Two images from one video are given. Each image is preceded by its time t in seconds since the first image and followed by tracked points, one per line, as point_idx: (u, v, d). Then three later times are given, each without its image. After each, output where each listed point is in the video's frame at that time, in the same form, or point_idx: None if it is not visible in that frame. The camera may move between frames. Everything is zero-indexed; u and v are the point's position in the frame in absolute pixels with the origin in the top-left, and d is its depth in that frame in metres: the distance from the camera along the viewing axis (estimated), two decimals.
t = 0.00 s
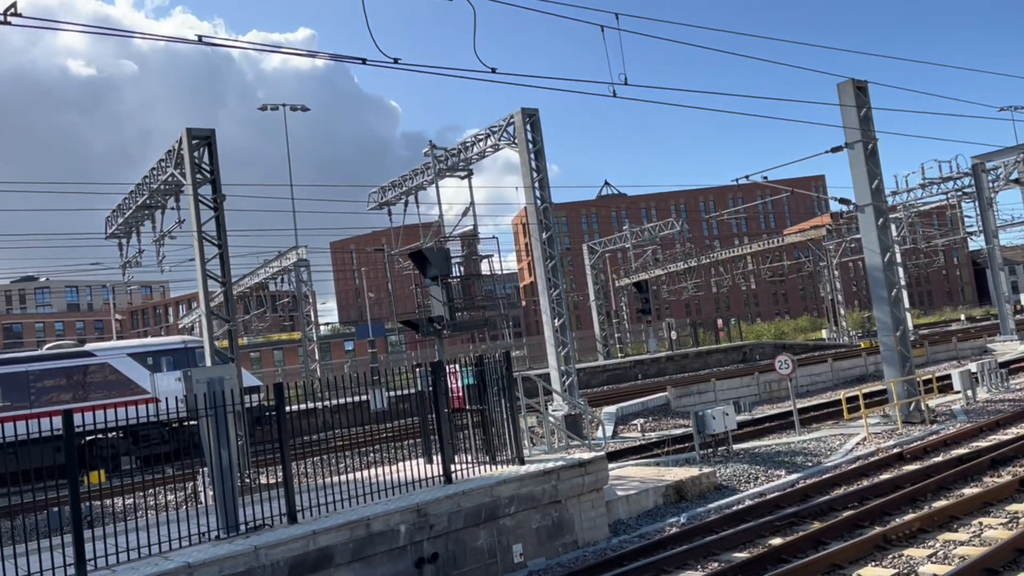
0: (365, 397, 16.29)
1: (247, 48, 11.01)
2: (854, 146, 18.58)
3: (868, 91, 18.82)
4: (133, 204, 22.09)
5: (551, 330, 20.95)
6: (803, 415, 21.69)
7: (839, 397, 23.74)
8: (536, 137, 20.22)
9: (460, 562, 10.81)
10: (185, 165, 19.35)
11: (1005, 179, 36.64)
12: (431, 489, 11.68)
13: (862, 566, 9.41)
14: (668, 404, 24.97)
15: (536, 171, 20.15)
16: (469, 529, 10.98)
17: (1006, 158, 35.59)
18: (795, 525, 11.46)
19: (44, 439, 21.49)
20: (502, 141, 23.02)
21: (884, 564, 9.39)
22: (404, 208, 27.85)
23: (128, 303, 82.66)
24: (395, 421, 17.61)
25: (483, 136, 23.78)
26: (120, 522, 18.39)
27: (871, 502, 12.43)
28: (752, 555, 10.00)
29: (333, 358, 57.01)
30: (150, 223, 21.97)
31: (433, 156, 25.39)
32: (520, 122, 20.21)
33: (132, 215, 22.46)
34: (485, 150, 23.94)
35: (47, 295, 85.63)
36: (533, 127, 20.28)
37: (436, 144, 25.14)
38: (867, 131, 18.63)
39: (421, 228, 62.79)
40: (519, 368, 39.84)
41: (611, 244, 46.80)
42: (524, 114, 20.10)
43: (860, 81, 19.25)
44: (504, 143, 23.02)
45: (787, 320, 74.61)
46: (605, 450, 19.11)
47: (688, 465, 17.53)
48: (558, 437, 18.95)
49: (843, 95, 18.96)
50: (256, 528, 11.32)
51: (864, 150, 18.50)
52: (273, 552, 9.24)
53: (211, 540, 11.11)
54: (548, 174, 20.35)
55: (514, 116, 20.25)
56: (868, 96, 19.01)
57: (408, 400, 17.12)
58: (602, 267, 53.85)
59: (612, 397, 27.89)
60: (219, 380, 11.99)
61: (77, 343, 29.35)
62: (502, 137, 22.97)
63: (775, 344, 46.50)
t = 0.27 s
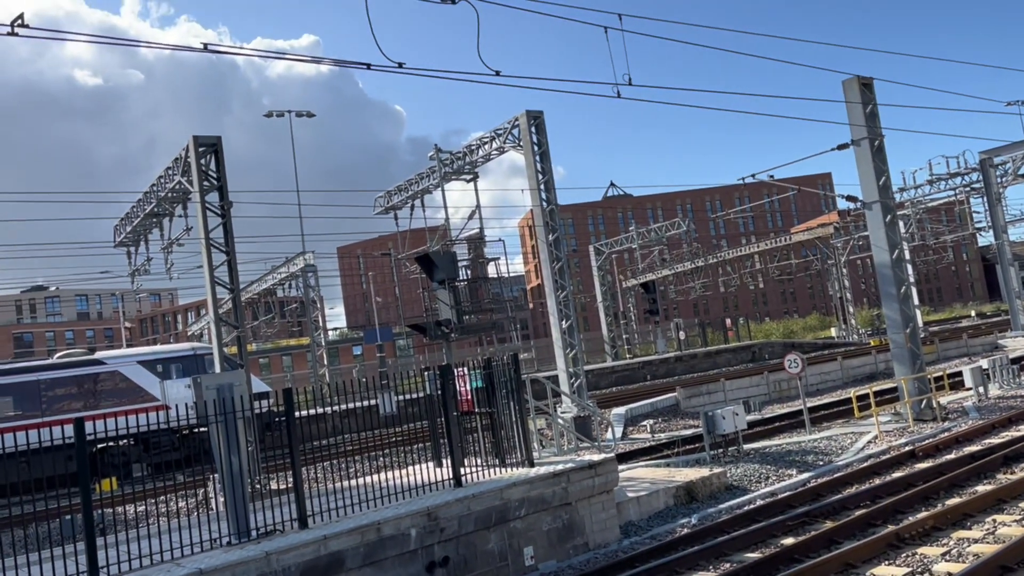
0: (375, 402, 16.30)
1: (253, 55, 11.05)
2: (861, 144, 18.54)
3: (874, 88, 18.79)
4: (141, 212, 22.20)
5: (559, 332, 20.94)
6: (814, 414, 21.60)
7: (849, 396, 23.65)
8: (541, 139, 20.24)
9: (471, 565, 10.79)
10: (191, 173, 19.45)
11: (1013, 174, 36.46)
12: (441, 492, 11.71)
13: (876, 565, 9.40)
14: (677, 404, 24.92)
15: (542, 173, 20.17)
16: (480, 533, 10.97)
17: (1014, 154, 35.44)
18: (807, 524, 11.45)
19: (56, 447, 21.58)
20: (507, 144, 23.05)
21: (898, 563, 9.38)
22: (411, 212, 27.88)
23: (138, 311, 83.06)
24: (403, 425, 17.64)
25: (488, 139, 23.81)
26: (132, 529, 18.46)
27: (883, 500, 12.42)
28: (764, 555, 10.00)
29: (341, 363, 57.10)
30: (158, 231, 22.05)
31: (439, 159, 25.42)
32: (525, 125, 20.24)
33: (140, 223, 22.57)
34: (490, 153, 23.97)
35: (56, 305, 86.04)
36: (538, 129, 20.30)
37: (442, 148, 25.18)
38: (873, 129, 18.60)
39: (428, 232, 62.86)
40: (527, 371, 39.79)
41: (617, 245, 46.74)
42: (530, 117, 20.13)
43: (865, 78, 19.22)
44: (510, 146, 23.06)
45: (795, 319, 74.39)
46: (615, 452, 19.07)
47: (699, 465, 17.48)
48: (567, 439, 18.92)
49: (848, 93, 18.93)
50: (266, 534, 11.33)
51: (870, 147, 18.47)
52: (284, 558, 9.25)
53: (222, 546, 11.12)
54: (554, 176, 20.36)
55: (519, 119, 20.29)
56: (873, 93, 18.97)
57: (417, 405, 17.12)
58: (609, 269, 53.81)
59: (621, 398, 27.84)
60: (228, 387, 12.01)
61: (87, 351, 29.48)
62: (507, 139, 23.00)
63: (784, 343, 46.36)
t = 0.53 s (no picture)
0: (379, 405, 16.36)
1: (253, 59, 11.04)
2: (863, 140, 18.52)
3: (875, 85, 18.75)
4: (144, 218, 22.25)
5: (563, 332, 20.94)
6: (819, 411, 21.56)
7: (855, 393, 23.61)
8: (543, 139, 20.23)
9: (477, 566, 10.80)
10: (194, 177, 19.50)
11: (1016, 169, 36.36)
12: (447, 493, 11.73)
13: (883, 562, 9.40)
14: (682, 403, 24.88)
15: (544, 173, 20.16)
16: (486, 533, 10.98)
17: (1016, 148, 35.35)
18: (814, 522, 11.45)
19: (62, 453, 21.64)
20: (509, 145, 23.06)
21: (904, 559, 9.37)
22: (414, 214, 27.90)
23: (143, 316, 83.27)
24: (408, 427, 17.67)
25: (490, 139, 23.81)
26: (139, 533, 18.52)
27: (889, 497, 12.42)
28: (770, 553, 9.99)
29: (346, 365, 57.13)
30: (161, 236, 22.08)
31: (441, 160, 25.42)
32: (527, 125, 20.24)
33: (143, 228, 22.60)
34: (492, 154, 23.98)
35: (60, 311, 86.29)
36: (540, 129, 20.30)
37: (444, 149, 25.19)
38: (876, 125, 18.57)
39: (431, 234, 62.89)
40: (532, 371, 39.75)
41: (620, 244, 46.67)
42: (531, 117, 20.13)
43: (867, 74, 19.18)
44: (511, 147, 23.06)
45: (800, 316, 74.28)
46: (620, 451, 19.06)
47: (704, 464, 17.47)
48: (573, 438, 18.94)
49: (850, 89, 18.90)
50: (273, 537, 11.35)
51: (873, 143, 18.44)
52: (291, 560, 9.26)
53: (229, 549, 11.14)
54: (556, 176, 20.35)
55: (521, 119, 20.29)
56: (875, 89, 18.93)
57: (422, 406, 17.15)
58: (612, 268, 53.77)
59: (626, 397, 27.82)
60: (233, 390, 12.03)
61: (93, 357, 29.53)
62: (509, 140, 23.00)
63: (789, 341, 46.27)
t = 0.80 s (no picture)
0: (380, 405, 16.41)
1: (252, 59, 11.02)
2: (862, 136, 18.50)
3: (874, 80, 18.75)
4: (143, 219, 22.24)
5: (563, 329, 20.95)
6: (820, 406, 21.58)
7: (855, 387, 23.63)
8: (542, 137, 20.22)
9: (479, 563, 10.82)
10: (193, 178, 19.53)
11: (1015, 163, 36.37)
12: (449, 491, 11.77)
13: (884, 556, 9.42)
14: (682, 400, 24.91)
15: (543, 171, 20.16)
16: (487, 531, 11.01)
17: (1015, 142, 35.36)
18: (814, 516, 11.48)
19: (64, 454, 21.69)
20: (507, 143, 23.05)
21: (906, 553, 9.39)
22: (413, 212, 27.91)
23: (143, 317, 83.32)
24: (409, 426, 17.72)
25: (489, 138, 23.80)
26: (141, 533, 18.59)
27: (890, 491, 12.45)
28: (772, 548, 10.01)
29: (346, 365, 57.14)
30: (161, 237, 22.07)
31: (440, 159, 25.41)
32: (525, 123, 20.23)
33: (143, 229, 22.60)
34: (491, 152, 23.97)
35: (60, 312, 86.26)
36: (538, 127, 20.29)
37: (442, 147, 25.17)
38: (874, 120, 18.56)
39: (430, 232, 62.90)
40: (532, 369, 39.77)
41: (620, 241, 46.65)
42: (529, 115, 20.12)
43: (865, 70, 19.16)
44: (510, 145, 23.05)
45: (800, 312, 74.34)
46: (621, 448, 19.09)
47: (705, 460, 17.50)
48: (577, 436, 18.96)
49: (848, 84, 18.88)
50: (275, 537, 11.37)
51: (871, 139, 18.43)
52: (293, 560, 9.28)
53: (231, 550, 11.15)
54: (555, 174, 20.36)
55: (519, 117, 20.28)
56: (874, 84, 18.91)
57: (423, 405, 17.20)
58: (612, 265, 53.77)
59: (626, 394, 27.85)
60: (234, 390, 12.07)
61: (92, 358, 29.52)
62: (507, 138, 22.99)
63: (789, 336, 46.30)
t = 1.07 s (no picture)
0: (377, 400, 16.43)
1: (246, 55, 10.97)
2: (857, 129, 18.49)
3: (868, 73, 18.73)
4: (137, 215, 22.16)
5: (559, 324, 20.93)
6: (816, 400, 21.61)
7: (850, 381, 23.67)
8: (537, 132, 20.18)
9: (476, 559, 10.83)
10: (187, 174, 19.49)
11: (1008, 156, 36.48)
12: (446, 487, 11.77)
13: (880, 549, 9.45)
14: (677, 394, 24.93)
15: (538, 167, 20.12)
16: (484, 526, 11.01)
17: (1009, 136, 35.46)
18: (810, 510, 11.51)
19: (59, 452, 21.66)
20: (502, 138, 23.02)
21: (901, 546, 9.42)
22: (408, 208, 27.86)
23: (137, 315, 83.22)
24: (405, 422, 17.73)
25: (484, 133, 23.76)
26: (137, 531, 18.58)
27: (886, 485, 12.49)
28: (768, 542, 10.03)
29: (342, 362, 57.11)
30: (155, 234, 22.01)
31: (435, 155, 25.35)
32: (520, 118, 20.18)
33: (137, 226, 22.54)
34: (486, 147, 23.93)
35: (53, 310, 86.02)
36: (533, 122, 20.25)
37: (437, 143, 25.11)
38: (869, 114, 18.54)
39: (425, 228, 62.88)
40: (528, 365, 39.78)
41: (615, 236, 46.65)
42: (524, 110, 20.07)
43: (859, 63, 19.15)
44: (505, 140, 23.01)
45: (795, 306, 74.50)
46: (618, 442, 19.11)
47: (701, 454, 17.53)
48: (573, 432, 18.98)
49: (843, 78, 18.87)
50: (272, 533, 11.36)
51: (866, 132, 18.41)
52: (290, 556, 9.27)
53: (228, 546, 11.14)
54: (550, 169, 20.32)
55: (514, 112, 20.23)
56: (868, 77, 18.90)
57: (420, 401, 17.20)
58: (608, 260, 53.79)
59: (622, 389, 27.85)
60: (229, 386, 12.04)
61: (87, 355, 29.46)
62: (502, 133, 22.96)
63: (784, 330, 46.37)
